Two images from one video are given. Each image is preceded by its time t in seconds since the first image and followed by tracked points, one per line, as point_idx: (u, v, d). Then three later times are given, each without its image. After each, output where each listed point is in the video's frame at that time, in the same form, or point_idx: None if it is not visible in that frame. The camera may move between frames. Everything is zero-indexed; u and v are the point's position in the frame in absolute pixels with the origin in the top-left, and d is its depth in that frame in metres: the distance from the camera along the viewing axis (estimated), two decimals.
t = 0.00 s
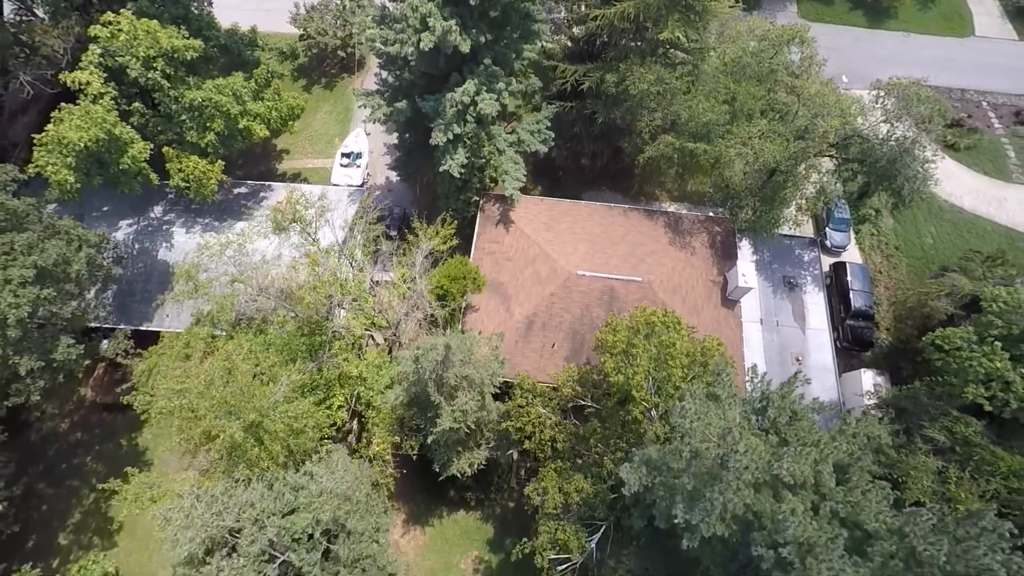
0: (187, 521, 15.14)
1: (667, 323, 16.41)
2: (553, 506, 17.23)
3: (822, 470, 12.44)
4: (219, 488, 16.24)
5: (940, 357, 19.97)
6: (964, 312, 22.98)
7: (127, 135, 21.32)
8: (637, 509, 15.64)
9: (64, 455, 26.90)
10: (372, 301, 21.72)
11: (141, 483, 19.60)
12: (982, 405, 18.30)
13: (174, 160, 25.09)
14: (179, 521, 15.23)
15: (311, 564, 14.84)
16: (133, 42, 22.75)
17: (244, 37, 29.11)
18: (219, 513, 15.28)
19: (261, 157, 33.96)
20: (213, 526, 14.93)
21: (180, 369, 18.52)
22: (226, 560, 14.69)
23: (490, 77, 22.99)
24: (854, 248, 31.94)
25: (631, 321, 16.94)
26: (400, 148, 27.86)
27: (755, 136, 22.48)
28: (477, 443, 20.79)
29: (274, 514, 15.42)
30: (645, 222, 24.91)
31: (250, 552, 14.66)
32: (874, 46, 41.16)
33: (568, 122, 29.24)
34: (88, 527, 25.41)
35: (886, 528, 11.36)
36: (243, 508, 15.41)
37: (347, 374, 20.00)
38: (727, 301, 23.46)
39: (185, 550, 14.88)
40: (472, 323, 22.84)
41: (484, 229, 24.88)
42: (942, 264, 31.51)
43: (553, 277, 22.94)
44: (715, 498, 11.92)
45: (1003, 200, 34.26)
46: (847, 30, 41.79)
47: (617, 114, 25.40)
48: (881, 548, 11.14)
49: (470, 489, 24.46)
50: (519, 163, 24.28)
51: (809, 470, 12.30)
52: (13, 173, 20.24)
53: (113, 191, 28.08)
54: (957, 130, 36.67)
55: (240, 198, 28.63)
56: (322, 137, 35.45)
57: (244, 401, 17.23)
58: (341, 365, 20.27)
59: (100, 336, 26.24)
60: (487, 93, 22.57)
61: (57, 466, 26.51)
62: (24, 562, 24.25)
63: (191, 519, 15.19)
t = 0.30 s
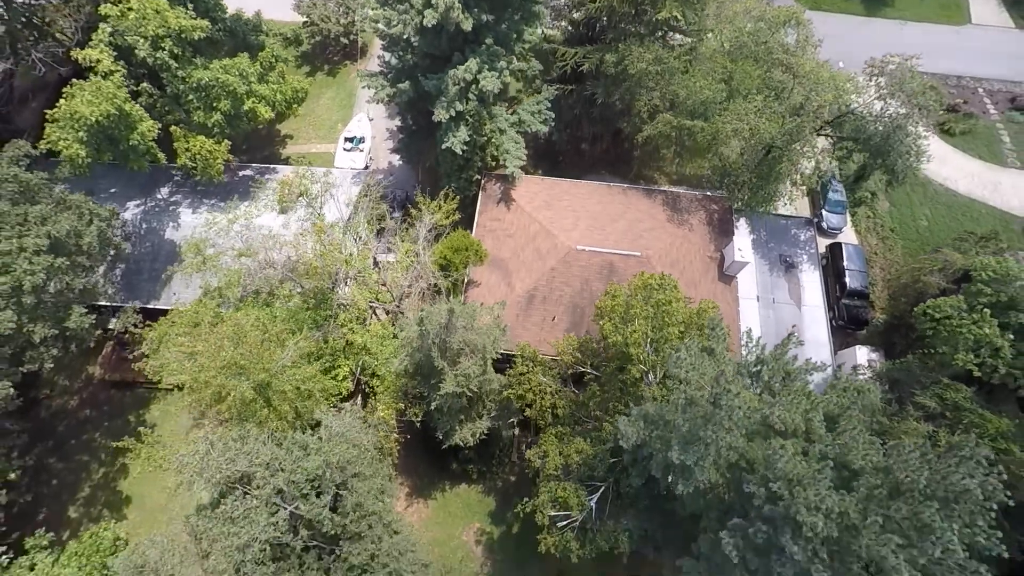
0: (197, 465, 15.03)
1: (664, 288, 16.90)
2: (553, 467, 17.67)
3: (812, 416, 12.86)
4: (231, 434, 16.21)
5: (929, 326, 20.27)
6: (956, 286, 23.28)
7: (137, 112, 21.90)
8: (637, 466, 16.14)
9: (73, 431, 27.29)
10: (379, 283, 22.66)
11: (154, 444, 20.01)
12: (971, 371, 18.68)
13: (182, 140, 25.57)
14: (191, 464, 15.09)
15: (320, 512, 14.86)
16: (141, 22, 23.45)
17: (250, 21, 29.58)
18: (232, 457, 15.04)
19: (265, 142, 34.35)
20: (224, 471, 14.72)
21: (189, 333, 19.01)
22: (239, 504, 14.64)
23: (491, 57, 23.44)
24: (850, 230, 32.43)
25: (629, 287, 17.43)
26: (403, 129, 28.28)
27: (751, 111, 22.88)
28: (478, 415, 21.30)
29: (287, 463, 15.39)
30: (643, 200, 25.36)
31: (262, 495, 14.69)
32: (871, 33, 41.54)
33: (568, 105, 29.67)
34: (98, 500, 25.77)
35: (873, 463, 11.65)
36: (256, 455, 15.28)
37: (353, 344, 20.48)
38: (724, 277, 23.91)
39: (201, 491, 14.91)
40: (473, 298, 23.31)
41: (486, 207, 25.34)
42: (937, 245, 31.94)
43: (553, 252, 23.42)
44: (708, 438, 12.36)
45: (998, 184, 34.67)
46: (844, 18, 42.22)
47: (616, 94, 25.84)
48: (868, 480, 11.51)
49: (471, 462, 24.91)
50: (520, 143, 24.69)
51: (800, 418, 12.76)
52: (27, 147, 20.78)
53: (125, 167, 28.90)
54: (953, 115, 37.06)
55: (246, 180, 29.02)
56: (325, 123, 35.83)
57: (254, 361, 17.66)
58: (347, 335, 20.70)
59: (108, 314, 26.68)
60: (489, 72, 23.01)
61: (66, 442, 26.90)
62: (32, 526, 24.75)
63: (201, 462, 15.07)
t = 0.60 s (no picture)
0: (208, 423, 15.36)
1: (661, 262, 17.32)
2: (553, 439, 18.32)
3: (804, 377, 13.36)
4: (240, 398, 16.63)
5: (922, 303, 20.76)
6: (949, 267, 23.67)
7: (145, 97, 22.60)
8: (634, 436, 16.37)
9: (80, 415, 27.57)
10: (381, 265, 23.13)
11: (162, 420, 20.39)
12: (963, 346, 19.05)
13: (188, 127, 26.04)
14: (202, 426, 15.41)
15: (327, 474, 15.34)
16: (149, 10, 24.28)
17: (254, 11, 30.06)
18: (238, 416, 15.43)
19: (268, 132, 34.76)
20: (235, 429, 15.12)
21: (198, 308, 19.46)
22: (249, 461, 15.04)
23: (491, 43, 23.93)
24: (846, 218, 32.84)
25: (628, 263, 17.87)
26: (405, 117, 28.73)
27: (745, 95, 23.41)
28: (480, 394, 21.69)
29: (297, 423, 15.91)
30: (641, 185, 25.81)
31: (269, 458, 15.03)
32: (866, 25, 41.99)
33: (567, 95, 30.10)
34: (105, 482, 26.06)
35: (862, 418, 12.43)
36: (264, 417, 15.67)
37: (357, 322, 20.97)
38: (720, 259, 24.36)
39: (211, 448, 15.20)
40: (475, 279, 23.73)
41: (486, 192, 25.77)
42: (931, 232, 32.33)
43: (553, 234, 23.87)
44: (699, 394, 12.98)
45: (991, 173, 35.09)
46: (840, 11, 42.71)
47: (614, 81, 26.29)
48: (855, 432, 12.27)
49: (473, 442, 25.29)
50: (520, 129, 25.18)
51: (791, 379, 13.29)
52: (38, 132, 21.25)
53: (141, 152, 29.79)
54: (947, 105, 37.48)
55: (250, 168, 29.40)
56: (328, 114, 36.20)
57: (261, 334, 18.11)
58: (351, 314, 21.13)
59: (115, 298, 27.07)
60: (489, 57, 23.48)
61: (74, 425, 27.20)
62: (42, 505, 24.92)
63: (212, 422, 15.46)
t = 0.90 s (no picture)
0: (215, 388, 15.62)
1: (658, 240, 17.61)
2: (553, 414, 18.71)
3: (798, 344, 13.78)
4: (247, 368, 16.94)
5: (917, 284, 21.08)
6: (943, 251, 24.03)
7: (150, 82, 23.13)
8: (632, 412, 16.55)
9: (86, 399, 27.72)
10: (381, 249, 23.34)
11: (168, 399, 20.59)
12: (957, 324, 19.28)
13: (192, 114, 26.35)
14: (206, 393, 15.60)
15: (331, 442, 15.74)
16: None
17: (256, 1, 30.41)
18: (242, 384, 15.71)
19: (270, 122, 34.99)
20: (241, 393, 15.41)
21: (202, 287, 19.73)
22: (257, 424, 15.39)
23: (492, 30, 24.24)
24: (843, 206, 33.09)
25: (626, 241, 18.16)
26: (406, 105, 29.03)
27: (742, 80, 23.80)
28: (480, 375, 21.99)
29: (302, 393, 16.30)
30: (640, 171, 26.09)
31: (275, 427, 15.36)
32: (864, 17, 42.20)
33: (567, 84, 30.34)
34: (111, 465, 26.22)
35: (852, 381, 12.86)
36: (269, 386, 16.01)
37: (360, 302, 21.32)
38: (718, 243, 24.64)
39: (218, 413, 15.46)
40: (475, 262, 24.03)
41: (487, 178, 26.03)
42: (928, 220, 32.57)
43: (553, 218, 24.17)
44: (694, 355, 13.49)
45: (987, 162, 35.36)
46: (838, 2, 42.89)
47: (613, 68, 26.61)
48: (845, 392, 12.92)
49: (474, 425, 25.49)
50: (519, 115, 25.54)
51: (784, 347, 13.61)
52: (44, 116, 21.49)
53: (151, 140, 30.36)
54: (944, 96, 37.73)
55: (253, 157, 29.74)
56: (329, 104, 36.30)
57: (266, 310, 18.42)
58: (353, 295, 21.43)
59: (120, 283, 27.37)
60: (490, 43, 23.80)
61: (79, 409, 27.37)
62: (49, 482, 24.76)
63: (218, 387, 15.72)
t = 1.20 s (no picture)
0: (218, 357, 15.68)
1: (658, 218, 17.71)
2: (552, 392, 18.87)
3: (796, 315, 13.99)
4: (251, 338, 17.11)
5: (915, 266, 21.18)
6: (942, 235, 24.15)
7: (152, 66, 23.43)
8: (631, 388, 16.65)
9: (88, 385, 27.78)
10: (380, 235, 23.57)
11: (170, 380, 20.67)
12: (954, 304, 19.44)
13: (194, 100, 26.49)
14: (208, 362, 15.67)
15: (332, 415, 15.88)
16: None
17: None
18: (243, 353, 15.79)
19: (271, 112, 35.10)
20: (244, 361, 15.59)
21: (204, 265, 19.72)
22: (259, 392, 15.49)
23: (492, 14, 24.36)
24: (843, 195, 33.13)
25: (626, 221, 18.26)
26: (407, 92, 29.13)
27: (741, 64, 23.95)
28: (481, 357, 22.12)
29: (305, 367, 16.46)
30: (639, 156, 26.16)
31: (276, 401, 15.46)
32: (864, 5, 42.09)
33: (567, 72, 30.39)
34: (113, 449, 26.31)
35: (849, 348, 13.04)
36: (271, 355, 16.23)
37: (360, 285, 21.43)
38: (718, 227, 24.69)
39: (221, 381, 15.53)
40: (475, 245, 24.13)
41: (487, 163, 26.10)
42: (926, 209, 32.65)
43: (553, 202, 24.26)
44: (696, 320, 13.98)
45: (986, 151, 35.42)
46: None
47: (613, 54, 26.72)
48: (842, 355, 13.44)
49: (475, 409, 25.45)
50: (519, 101, 25.75)
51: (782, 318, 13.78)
52: (48, 99, 21.59)
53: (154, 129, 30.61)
54: (943, 86, 37.75)
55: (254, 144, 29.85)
56: (330, 95, 36.12)
57: (268, 287, 18.68)
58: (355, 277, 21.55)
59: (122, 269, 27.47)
60: (490, 27, 23.92)
61: (82, 394, 27.43)
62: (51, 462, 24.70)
63: (221, 355, 15.82)
